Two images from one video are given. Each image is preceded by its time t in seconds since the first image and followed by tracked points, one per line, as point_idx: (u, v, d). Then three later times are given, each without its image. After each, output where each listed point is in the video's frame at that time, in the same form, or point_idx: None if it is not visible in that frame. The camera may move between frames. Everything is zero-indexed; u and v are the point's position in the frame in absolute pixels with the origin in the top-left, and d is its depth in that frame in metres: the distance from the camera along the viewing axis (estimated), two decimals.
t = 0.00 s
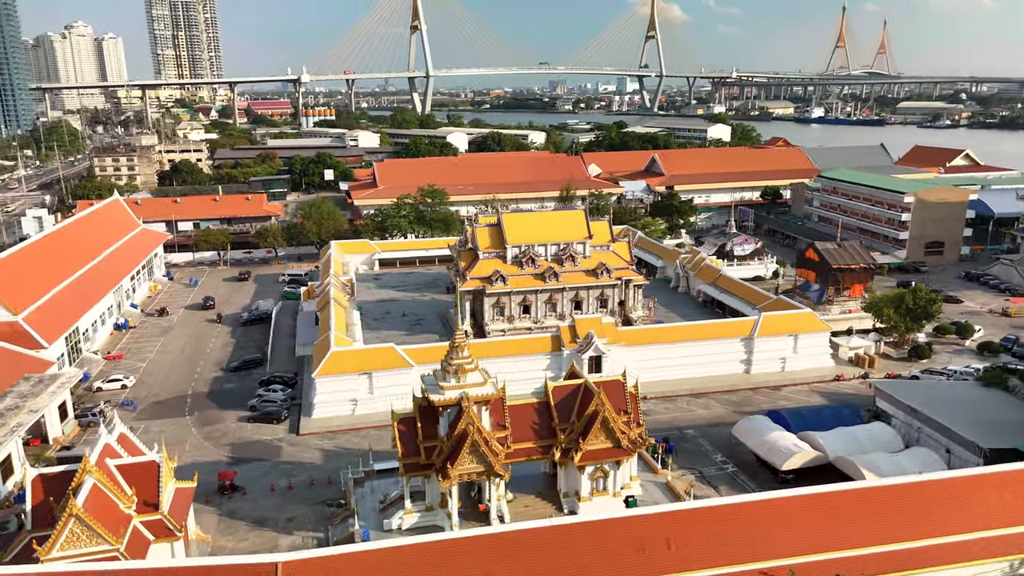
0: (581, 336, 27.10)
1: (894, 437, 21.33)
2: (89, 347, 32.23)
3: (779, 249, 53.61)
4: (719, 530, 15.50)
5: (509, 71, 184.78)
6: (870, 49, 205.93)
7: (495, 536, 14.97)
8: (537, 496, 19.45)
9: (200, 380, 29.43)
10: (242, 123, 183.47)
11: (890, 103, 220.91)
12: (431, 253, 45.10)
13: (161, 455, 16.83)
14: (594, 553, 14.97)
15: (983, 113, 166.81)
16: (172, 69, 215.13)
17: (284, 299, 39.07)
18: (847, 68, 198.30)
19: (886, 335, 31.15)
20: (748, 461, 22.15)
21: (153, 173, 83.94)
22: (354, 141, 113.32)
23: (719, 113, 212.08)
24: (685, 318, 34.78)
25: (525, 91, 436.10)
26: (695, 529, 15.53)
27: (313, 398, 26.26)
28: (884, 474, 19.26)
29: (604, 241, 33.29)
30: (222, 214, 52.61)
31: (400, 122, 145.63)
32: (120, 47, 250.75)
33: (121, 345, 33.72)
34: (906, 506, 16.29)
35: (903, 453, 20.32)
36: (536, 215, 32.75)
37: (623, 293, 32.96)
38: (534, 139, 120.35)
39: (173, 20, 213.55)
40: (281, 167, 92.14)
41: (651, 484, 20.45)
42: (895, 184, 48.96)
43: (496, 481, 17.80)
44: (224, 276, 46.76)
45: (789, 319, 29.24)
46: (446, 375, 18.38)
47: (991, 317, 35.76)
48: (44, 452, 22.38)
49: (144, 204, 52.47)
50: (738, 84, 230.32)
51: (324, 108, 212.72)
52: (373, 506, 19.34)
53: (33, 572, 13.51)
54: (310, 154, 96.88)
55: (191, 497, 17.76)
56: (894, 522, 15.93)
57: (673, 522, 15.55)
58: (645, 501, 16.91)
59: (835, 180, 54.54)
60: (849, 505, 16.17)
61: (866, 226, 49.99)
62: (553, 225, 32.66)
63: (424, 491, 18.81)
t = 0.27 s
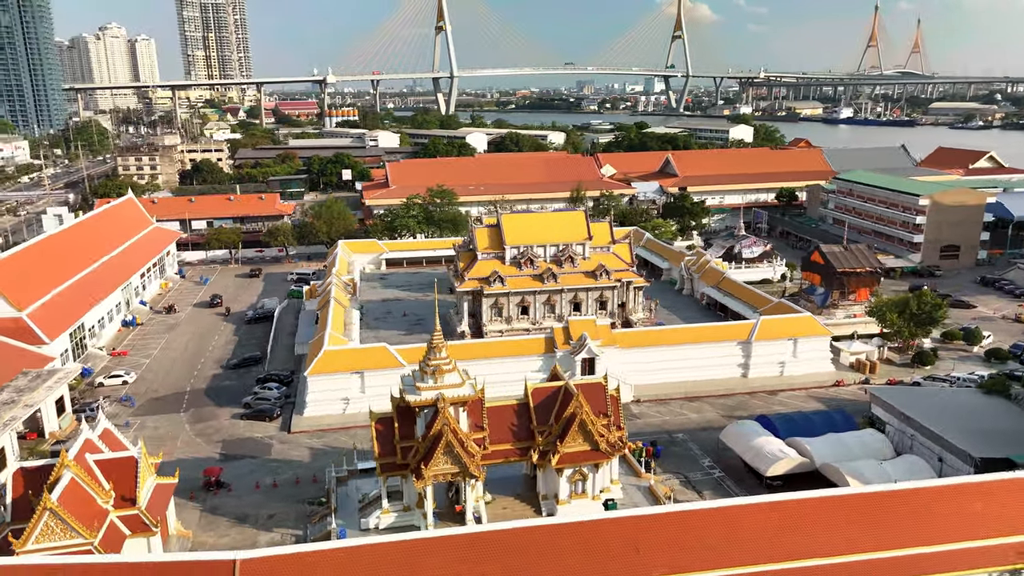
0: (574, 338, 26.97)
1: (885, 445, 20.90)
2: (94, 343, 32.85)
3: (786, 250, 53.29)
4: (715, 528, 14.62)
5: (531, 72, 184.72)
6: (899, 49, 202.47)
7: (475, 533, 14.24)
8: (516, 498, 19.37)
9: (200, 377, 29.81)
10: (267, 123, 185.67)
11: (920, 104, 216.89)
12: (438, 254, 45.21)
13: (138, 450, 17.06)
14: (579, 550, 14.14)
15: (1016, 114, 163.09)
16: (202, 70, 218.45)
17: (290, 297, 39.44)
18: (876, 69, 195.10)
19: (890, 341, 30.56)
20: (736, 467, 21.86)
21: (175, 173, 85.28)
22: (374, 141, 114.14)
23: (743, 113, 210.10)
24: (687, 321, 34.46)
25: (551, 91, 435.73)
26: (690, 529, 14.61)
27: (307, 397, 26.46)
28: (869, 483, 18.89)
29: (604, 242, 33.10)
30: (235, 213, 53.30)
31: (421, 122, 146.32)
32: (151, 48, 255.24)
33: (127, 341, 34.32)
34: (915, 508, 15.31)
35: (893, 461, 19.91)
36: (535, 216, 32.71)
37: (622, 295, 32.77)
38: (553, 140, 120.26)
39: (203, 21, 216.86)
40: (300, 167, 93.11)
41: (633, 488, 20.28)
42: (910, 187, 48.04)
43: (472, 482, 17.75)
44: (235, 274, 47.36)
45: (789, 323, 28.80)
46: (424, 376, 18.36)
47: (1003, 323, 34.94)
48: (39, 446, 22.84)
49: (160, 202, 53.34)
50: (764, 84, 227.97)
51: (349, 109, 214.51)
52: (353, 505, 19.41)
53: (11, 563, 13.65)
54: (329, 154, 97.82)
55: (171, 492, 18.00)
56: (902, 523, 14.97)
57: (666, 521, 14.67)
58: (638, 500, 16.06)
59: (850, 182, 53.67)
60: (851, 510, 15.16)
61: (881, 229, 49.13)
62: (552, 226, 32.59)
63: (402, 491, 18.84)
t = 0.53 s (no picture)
0: (567, 339, 26.84)
1: (874, 451, 20.53)
2: (101, 339, 33.53)
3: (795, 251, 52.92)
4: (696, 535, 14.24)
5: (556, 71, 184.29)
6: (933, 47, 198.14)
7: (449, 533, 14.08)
8: (494, 499, 19.30)
9: (200, 372, 30.26)
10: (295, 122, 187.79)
11: (955, 104, 212.08)
12: (446, 253, 45.28)
13: (118, 445, 17.36)
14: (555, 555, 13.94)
15: None
16: (233, 70, 221.75)
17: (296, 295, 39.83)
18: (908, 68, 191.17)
19: (894, 346, 29.96)
20: (722, 471, 21.61)
21: (198, 171, 86.60)
22: (396, 140, 114.78)
23: (772, 113, 207.50)
24: (688, 323, 34.15)
25: (578, 91, 434.49)
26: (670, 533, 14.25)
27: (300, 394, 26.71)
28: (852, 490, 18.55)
29: (604, 243, 32.92)
30: (249, 211, 53.99)
31: (445, 122, 146.75)
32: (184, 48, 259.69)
33: (134, 337, 34.98)
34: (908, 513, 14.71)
35: (880, 468, 19.52)
36: (535, 215, 32.65)
37: (622, 296, 32.54)
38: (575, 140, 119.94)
39: (235, 22, 220.11)
40: (321, 166, 93.97)
41: (614, 491, 20.17)
42: (928, 189, 47.02)
43: (446, 481, 17.74)
44: (247, 271, 47.99)
45: (788, 326, 28.37)
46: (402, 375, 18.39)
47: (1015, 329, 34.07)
48: (36, 438, 23.39)
49: (176, 200, 54.22)
50: (793, 84, 224.90)
51: (375, 108, 216.14)
52: (333, 502, 19.54)
53: None
54: (350, 153, 98.64)
55: (152, 486, 18.32)
56: (893, 529, 14.39)
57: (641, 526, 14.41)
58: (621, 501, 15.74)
59: (867, 183, 52.68)
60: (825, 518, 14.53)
61: (898, 231, 48.15)
62: (551, 226, 32.49)
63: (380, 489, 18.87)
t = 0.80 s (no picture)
0: (560, 340, 26.76)
1: (863, 458, 20.16)
2: (109, 334, 34.10)
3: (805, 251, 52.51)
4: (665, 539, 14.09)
5: (579, 71, 183.78)
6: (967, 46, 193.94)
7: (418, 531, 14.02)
8: (473, 499, 19.31)
9: (201, 368, 30.69)
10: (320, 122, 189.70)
11: (989, 104, 207.34)
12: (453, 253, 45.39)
13: (101, 440, 17.71)
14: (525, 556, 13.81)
15: None
16: (262, 70, 224.68)
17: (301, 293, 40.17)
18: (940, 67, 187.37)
19: (898, 351, 29.37)
20: (709, 476, 21.38)
21: (220, 170, 87.89)
22: (416, 140, 115.37)
23: (799, 113, 204.86)
24: (690, 326, 33.83)
25: (604, 90, 432.81)
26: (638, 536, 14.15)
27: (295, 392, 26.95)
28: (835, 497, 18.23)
29: (605, 244, 32.74)
30: (263, 210, 54.63)
31: (466, 122, 147.13)
32: (214, 48, 263.78)
33: (141, 333, 35.54)
34: (883, 522, 14.42)
35: (866, 476, 19.15)
36: (535, 216, 32.58)
37: (622, 298, 32.34)
38: (596, 141, 119.57)
39: (264, 22, 223.14)
40: (341, 165, 94.79)
41: (595, 494, 20.09)
42: (945, 191, 46.04)
43: (422, 481, 17.77)
44: (258, 268, 48.55)
45: (787, 329, 27.98)
46: (381, 374, 18.47)
47: None
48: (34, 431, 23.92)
49: (192, 199, 55.06)
50: (822, 84, 221.81)
51: (400, 108, 217.50)
52: (314, 500, 19.67)
53: None
54: (370, 152, 99.41)
55: (135, 481, 18.59)
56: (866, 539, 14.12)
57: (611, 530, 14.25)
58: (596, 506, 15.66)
59: (884, 185, 51.73)
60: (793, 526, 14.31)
61: (913, 234, 47.23)
62: (551, 227, 32.39)
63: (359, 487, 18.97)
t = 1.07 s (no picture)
0: (553, 341, 26.65)
1: (850, 465, 19.77)
2: (116, 330, 34.75)
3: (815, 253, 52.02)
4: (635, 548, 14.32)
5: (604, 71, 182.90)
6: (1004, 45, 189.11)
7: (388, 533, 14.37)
8: (451, 500, 19.32)
9: (202, 365, 31.13)
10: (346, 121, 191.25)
11: None
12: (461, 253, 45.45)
13: (84, 434, 18.02)
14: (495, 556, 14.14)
15: None
16: (292, 70, 227.26)
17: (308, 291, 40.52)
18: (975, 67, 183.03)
19: (902, 356, 28.74)
20: (694, 480, 21.13)
21: (242, 169, 89.04)
22: (437, 140, 115.75)
23: (829, 113, 201.61)
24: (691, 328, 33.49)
25: (632, 90, 430.23)
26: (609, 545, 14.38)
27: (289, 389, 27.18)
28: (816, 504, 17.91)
29: (605, 245, 32.55)
30: (277, 209, 55.23)
31: (489, 122, 147.23)
32: (246, 49, 267.55)
33: (148, 329, 36.16)
34: (837, 534, 14.45)
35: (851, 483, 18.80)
36: (534, 217, 32.50)
37: (621, 299, 32.12)
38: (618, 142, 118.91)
39: (294, 23, 225.80)
40: (361, 164, 95.43)
41: (575, 496, 19.97)
42: (963, 193, 44.98)
43: (396, 480, 17.81)
44: (270, 266, 49.10)
45: (785, 333, 27.55)
46: (359, 373, 18.55)
47: None
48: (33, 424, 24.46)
49: (208, 197, 55.85)
50: (853, 83, 218.09)
51: (426, 108, 218.43)
52: (295, 496, 19.82)
53: None
54: (390, 152, 99.97)
55: (119, 476, 18.90)
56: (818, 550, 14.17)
57: (565, 535, 14.45)
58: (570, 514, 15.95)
59: (902, 187, 50.71)
60: (744, 533, 14.42)
61: (930, 237, 46.22)
62: (550, 228, 32.29)
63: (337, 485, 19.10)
